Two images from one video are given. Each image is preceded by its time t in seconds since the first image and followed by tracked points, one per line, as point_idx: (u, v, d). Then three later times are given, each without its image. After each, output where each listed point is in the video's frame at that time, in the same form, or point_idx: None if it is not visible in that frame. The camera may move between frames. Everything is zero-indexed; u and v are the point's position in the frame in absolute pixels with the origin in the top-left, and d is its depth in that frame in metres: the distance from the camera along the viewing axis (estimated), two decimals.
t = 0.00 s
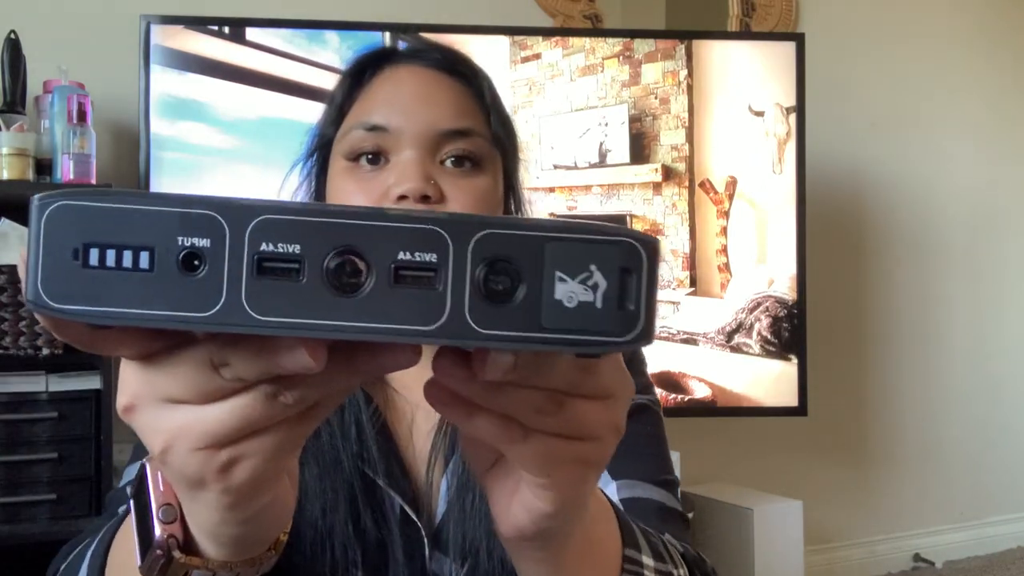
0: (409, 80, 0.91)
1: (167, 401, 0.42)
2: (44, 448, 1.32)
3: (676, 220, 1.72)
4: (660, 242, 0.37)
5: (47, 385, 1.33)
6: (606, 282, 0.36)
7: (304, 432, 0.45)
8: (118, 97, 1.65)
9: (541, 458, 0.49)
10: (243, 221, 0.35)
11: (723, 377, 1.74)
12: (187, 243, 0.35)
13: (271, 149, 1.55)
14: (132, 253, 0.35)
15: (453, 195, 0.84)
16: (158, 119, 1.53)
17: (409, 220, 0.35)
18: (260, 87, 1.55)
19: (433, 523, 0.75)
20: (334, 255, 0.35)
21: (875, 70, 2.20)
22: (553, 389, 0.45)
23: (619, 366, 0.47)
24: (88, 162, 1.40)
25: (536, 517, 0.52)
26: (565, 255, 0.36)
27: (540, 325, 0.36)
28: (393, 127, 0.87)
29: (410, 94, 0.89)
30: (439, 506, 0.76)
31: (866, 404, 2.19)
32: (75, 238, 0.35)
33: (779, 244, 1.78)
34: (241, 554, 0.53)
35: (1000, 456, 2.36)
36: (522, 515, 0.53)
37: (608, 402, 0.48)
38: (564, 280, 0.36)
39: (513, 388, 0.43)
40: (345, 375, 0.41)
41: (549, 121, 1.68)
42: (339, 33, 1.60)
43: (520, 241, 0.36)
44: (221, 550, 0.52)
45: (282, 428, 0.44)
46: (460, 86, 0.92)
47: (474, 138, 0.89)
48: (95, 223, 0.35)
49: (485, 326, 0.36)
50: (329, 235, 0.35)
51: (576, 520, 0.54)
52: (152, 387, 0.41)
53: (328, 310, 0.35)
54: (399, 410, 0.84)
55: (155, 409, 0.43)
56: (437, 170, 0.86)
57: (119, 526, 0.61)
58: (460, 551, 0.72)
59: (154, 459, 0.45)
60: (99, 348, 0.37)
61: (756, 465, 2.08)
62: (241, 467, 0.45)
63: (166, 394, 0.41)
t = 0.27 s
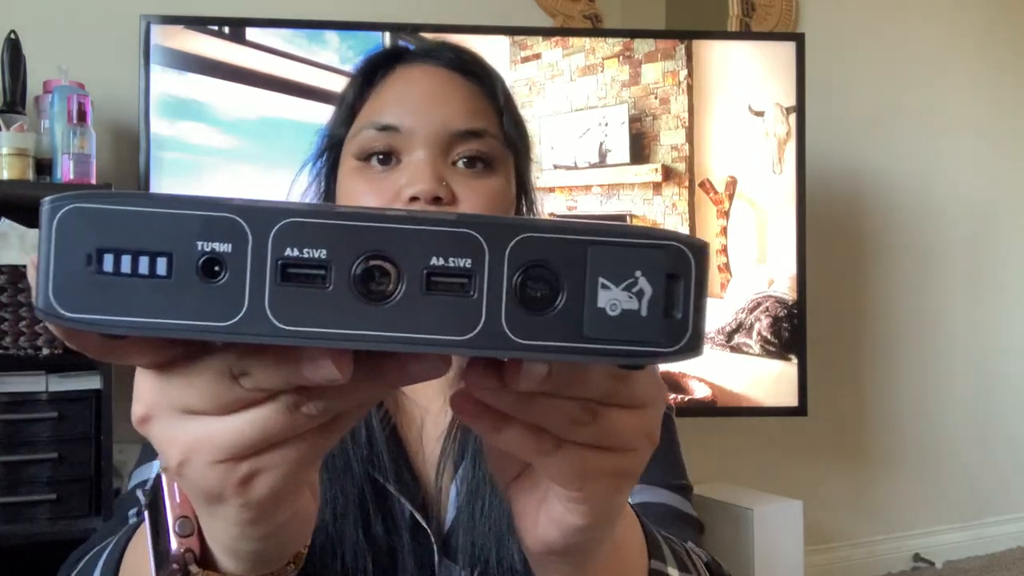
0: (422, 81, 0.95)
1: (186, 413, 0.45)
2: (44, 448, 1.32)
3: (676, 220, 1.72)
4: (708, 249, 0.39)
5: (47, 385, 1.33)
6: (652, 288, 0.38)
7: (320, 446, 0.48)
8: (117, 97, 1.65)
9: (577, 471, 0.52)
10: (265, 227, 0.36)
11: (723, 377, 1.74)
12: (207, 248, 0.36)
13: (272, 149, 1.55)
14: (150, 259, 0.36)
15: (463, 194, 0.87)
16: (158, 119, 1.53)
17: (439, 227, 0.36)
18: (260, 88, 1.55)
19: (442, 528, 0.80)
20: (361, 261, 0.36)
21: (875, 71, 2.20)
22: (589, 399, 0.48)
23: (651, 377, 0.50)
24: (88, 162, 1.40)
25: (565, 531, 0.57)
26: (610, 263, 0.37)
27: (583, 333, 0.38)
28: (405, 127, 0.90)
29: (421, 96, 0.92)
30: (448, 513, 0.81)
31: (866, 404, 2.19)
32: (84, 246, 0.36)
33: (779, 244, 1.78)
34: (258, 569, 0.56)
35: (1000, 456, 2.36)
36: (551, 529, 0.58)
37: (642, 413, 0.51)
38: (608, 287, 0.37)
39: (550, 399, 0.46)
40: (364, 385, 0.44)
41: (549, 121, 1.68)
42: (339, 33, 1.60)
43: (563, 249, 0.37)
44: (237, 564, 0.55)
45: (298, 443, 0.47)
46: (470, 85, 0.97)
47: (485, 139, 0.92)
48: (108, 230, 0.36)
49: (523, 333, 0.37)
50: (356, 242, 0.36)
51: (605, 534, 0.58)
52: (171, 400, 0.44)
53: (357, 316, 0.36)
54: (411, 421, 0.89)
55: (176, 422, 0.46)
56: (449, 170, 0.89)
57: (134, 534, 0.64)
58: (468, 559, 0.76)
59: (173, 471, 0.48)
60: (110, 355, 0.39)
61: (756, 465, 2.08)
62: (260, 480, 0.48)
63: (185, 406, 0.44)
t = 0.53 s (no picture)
0: (437, 81, 0.95)
1: (228, 409, 0.46)
2: (44, 448, 1.32)
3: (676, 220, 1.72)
4: (749, 246, 0.40)
5: (47, 385, 1.33)
6: (694, 284, 0.38)
7: (359, 444, 0.49)
8: (118, 96, 1.65)
9: (606, 469, 0.53)
10: (318, 221, 0.37)
11: (723, 377, 1.74)
12: (259, 243, 0.37)
13: (273, 149, 1.54)
14: (204, 253, 0.37)
15: (477, 197, 0.89)
16: (158, 119, 1.53)
17: (487, 223, 0.38)
18: (260, 88, 1.55)
19: (452, 531, 0.82)
20: (410, 255, 0.37)
21: (875, 71, 2.20)
22: (620, 398, 0.48)
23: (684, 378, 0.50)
24: (88, 161, 1.40)
25: (594, 532, 0.57)
26: (654, 258, 0.38)
27: (627, 329, 0.38)
28: (418, 129, 0.91)
29: (436, 96, 0.93)
30: (459, 515, 0.83)
31: (866, 404, 2.19)
32: (139, 241, 0.37)
33: (779, 244, 1.78)
34: (292, 565, 0.56)
35: (1000, 456, 2.36)
36: (580, 531, 0.58)
37: (672, 414, 0.51)
38: (651, 283, 0.38)
39: (583, 397, 0.47)
40: (405, 382, 0.44)
41: (548, 121, 1.68)
42: (339, 33, 1.60)
43: (608, 245, 0.38)
44: (274, 562, 0.55)
45: (339, 439, 0.48)
46: (485, 86, 0.97)
47: (499, 141, 0.93)
48: (162, 224, 0.36)
49: (569, 327, 0.38)
50: (405, 237, 0.37)
51: (632, 537, 0.59)
52: (214, 396, 0.45)
53: (405, 310, 0.37)
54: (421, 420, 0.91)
55: (217, 418, 0.47)
56: (462, 173, 0.90)
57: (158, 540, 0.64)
58: (479, 563, 0.78)
59: (215, 466, 0.49)
60: (154, 351, 0.39)
61: (757, 465, 2.08)
62: (299, 476, 0.49)
63: (227, 402, 0.45)
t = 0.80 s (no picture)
0: (447, 84, 0.95)
1: (254, 410, 0.46)
2: (44, 448, 1.32)
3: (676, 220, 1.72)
4: (772, 248, 0.40)
5: (47, 385, 1.33)
6: (717, 288, 0.39)
7: (383, 444, 0.49)
8: (118, 96, 1.65)
9: (624, 467, 0.53)
10: (347, 228, 0.38)
11: (722, 377, 1.74)
12: (289, 250, 0.37)
13: (273, 150, 1.54)
14: (235, 262, 0.37)
15: (488, 199, 0.88)
16: (158, 119, 1.53)
17: (513, 227, 0.38)
18: (261, 88, 1.55)
19: (461, 530, 0.83)
20: (437, 261, 0.38)
21: (875, 70, 2.20)
22: (641, 396, 0.48)
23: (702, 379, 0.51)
24: (88, 161, 1.40)
25: (611, 528, 0.58)
26: (677, 262, 0.38)
27: (651, 332, 0.39)
28: (429, 132, 0.91)
29: (447, 98, 0.93)
30: (467, 513, 0.83)
31: (865, 404, 2.19)
32: (172, 248, 0.37)
33: (780, 244, 1.78)
34: (317, 562, 0.56)
35: (999, 456, 2.36)
36: (597, 527, 0.59)
37: (690, 412, 0.52)
38: (674, 287, 0.39)
39: (605, 396, 0.47)
40: (429, 382, 0.45)
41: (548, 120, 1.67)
42: (339, 33, 1.60)
43: (632, 249, 0.38)
44: (298, 558, 0.56)
45: (362, 439, 0.48)
46: (494, 88, 0.97)
47: (509, 145, 0.93)
48: (193, 232, 0.37)
49: (593, 331, 0.39)
50: (432, 243, 0.38)
51: (648, 534, 0.59)
52: (240, 398, 0.45)
53: (433, 315, 0.38)
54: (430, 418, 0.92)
55: (243, 420, 0.47)
56: (473, 176, 0.90)
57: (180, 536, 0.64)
58: (487, 561, 0.79)
59: (241, 466, 0.50)
60: (184, 353, 0.40)
61: (757, 465, 2.08)
62: (325, 475, 0.49)
63: (253, 404, 0.46)
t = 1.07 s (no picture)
0: (449, 85, 0.95)
1: (260, 402, 0.46)
2: (44, 448, 1.32)
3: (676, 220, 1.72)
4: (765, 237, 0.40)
5: (47, 385, 1.33)
6: (712, 277, 0.39)
7: (391, 433, 0.49)
8: (118, 96, 1.65)
9: (627, 454, 0.53)
10: (347, 225, 0.38)
11: (722, 377, 1.74)
12: (292, 246, 0.38)
13: (273, 149, 1.54)
14: (239, 259, 0.38)
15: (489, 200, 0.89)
16: (158, 118, 1.53)
17: (510, 220, 0.39)
18: (261, 88, 1.55)
19: (463, 526, 0.84)
20: (437, 254, 0.38)
21: (875, 70, 2.20)
22: (642, 382, 0.48)
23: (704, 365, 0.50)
24: (88, 161, 1.40)
25: (615, 516, 0.58)
26: (672, 252, 0.39)
27: (647, 321, 0.39)
28: (431, 134, 0.91)
29: (449, 99, 0.93)
30: (470, 509, 0.85)
31: (866, 404, 2.19)
32: (176, 248, 0.38)
33: (781, 245, 1.78)
34: (327, 550, 0.57)
35: (999, 456, 2.36)
36: (602, 514, 0.59)
37: (690, 399, 0.51)
38: (670, 276, 0.39)
39: (607, 383, 0.47)
40: (434, 371, 0.45)
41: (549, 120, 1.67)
42: (339, 33, 1.60)
43: (628, 241, 0.39)
44: (308, 546, 0.56)
45: (369, 428, 0.48)
46: (495, 88, 0.97)
47: (511, 145, 0.93)
48: (198, 230, 0.38)
49: (590, 320, 0.39)
50: (431, 236, 0.38)
51: (653, 521, 0.59)
52: (247, 389, 0.46)
53: (434, 307, 0.38)
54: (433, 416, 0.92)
55: (251, 411, 0.47)
56: (474, 177, 0.90)
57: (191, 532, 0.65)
58: (490, 558, 0.79)
59: (250, 456, 0.50)
60: (192, 350, 0.41)
61: (757, 465, 2.08)
62: (332, 465, 0.49)
63: (260, 395, 0.46)
